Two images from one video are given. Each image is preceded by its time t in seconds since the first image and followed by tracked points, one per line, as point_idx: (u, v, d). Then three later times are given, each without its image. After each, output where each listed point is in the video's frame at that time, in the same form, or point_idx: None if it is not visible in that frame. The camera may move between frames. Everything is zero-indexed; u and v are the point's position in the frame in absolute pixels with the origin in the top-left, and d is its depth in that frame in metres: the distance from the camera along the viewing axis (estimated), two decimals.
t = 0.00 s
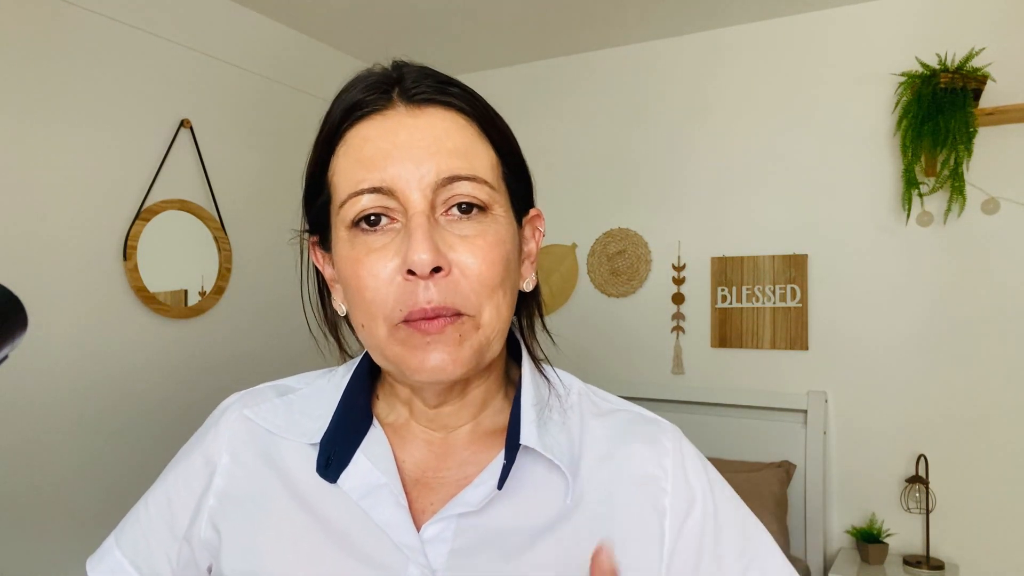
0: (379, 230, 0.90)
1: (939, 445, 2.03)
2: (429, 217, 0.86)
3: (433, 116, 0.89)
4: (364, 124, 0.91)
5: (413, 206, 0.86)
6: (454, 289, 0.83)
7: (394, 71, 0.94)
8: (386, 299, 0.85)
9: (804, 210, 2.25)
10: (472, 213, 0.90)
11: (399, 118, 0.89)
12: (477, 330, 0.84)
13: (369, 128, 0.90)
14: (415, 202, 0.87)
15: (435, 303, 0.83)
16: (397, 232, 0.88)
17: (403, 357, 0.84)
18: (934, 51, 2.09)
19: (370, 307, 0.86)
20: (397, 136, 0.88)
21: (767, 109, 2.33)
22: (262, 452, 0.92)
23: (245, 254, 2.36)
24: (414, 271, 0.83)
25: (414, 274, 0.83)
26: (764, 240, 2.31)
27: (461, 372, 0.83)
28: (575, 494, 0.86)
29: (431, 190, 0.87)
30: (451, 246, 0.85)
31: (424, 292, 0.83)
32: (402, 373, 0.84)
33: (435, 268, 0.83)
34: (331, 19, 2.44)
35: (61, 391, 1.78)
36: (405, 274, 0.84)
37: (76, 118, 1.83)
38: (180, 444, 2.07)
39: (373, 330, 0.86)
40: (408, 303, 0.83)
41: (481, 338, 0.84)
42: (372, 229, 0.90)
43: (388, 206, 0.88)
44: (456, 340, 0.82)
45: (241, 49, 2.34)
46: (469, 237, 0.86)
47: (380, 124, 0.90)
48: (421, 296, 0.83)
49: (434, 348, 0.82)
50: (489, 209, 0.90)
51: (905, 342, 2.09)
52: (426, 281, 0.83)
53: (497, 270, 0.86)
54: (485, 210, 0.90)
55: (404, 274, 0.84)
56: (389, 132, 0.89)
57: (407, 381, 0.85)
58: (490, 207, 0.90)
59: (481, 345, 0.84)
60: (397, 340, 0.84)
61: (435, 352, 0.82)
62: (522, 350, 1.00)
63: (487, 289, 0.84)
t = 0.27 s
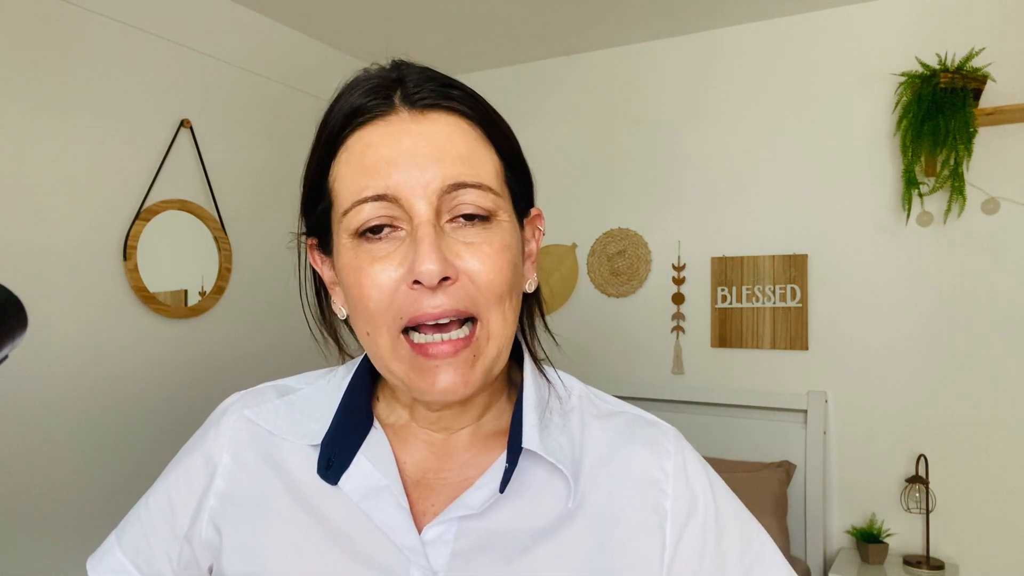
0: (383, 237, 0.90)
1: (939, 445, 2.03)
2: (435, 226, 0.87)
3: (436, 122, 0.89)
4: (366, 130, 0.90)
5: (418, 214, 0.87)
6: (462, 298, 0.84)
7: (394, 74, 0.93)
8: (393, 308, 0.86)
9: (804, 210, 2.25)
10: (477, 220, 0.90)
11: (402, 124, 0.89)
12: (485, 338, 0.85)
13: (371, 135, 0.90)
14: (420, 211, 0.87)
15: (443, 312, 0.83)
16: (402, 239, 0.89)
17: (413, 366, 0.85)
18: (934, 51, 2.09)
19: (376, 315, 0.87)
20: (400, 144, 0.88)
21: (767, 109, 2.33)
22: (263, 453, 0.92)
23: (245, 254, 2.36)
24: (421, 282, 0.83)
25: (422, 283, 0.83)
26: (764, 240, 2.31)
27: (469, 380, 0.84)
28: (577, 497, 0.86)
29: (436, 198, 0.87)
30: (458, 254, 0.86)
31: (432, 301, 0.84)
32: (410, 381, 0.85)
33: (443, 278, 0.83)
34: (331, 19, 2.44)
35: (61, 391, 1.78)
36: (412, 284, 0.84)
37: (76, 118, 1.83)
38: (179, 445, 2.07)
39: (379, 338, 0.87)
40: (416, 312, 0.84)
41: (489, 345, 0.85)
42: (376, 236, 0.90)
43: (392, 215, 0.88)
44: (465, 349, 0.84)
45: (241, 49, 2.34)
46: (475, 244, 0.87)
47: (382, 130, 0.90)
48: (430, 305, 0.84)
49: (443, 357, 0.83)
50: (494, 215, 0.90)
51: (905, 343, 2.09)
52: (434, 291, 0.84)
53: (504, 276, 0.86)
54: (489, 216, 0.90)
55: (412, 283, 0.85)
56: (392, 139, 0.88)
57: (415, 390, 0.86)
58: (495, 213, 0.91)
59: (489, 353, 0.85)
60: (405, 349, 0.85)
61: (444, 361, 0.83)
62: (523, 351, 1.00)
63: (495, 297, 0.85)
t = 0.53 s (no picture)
0: (384, 230, 0.90)
1: (939, 445, 2.03)
2: (436, 218, 0.86)
3: (438, 116, 0.89)
4: (367, 124, 0.91)
5: (419, 206, 0.86)
6: (463, 289, 0.83)
7: (396, 69, 0.94)
8: (393, 301, 0.85)
9: (804, 210, 2.25)
10: (478, 214, 0.90)
11: (404, 118, 0.89)
12: (486, 329, 0.84)
13: (373, 128, 0.90)
14: (421, 203, 0.87)
15: (443, 303, 0.83)
16: (403, 232, 0.88)
17: (412, 358, 0.84)
18: (934, 51, 2.09)
19: (375, 308, 0.86)
20: (402, 137, 0.88)
21: (766, 109, 2.33)
22: (260, 454, 0.92)
23: (245, 254, 2.36)
24: (422, 273, 0.83)
25: (422, 274, 0.83)
26: (764, 240, 2.31)
27: (470, 372, 0.83)
28: (576, 498, 0.86)
29: (438, 191, 0.87)
30: (459, 247, 0.85)
31: (432, 293, 0.83)
32: (410, 374, 0.85)
33: (444, 269, 0.83)
34: (331, 19, 2.44)
35: (62, 391, 1.78)
36: (413, 275, 0.84)
37: (76, 118, 1.83)
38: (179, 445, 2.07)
39: (379, 331, 0.86)
40: (415, 304, 0.84)
41: (489, 338, 0.84)
42: (377, 230, 0.90)
43: (393, 208, 0.88)
44: (466, 341, 0.83)
45: (241, 49, 2.34)
46: (476, 237, 0.86)
47: (383, 124, 0.90)
48: (430, 296, 0.83)
49: (443, 348, 0.83)
50: (495, 209, 0.90)
51: (905, 343, 2.09)
52: (434, 282, 0.83)
53: (505, 269, 0.86)
54: (490, 210, 0.90)
55: (412, 275, 0.84)
56: (393, 132, 0.88)
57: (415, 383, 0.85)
58: (495, 207, 0.90)
59: (490, 345, 0.84)
60: (405, 341, 0.85)
61: (444, 353, 0.83)
62: (522, 350, 1.00)
63: (496, 289, 0.85)
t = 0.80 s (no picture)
0: (382, 221, 0.90)
1: (939, 445, 2.03)
2: (432, 208, 0.86)
3: (436, 109, 0.90)
4: (367, 117, 0.91)
5: (416, 196, 0.86)
6: (458, 278, 0.83)
7: (397, 66, 0.94)
8: (389, 290, 0.85)
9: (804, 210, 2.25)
10: (475, 205, 0.90)
11: (403, 111, 0.90)
12: (481, 318, 0.84)
13: (372, 121, 0.90)
14: (418, 193, 0.87)
15: (438, 291, 0.83)
16: (400, 223, 0.88)
17: (407, 346, 0.84)
18: (934, 51, 2.09)
19: (372, 298, 0.86)
20: (400, 128, 0.88)
21: (766, 109, 2.33)
22: (260, 454, 0.92)
23: (245, 254, 2.36)
24: (417, 261, 0.83)
25: (417, 262, 0.83)
26: (764, 240, 2.31)
27: (465, 360, 0.83)
28: (577, 498, 0.86)
29: (435, 181, 0.87)
30: (455, 236, 0.85)
31: (428, 281, 0.83)
32: (405, 363, 0.84)
33: (439, 256, 0.83)
34: (331, 19, 2.44)
35: (61, 391, 1.78)
36: (409, 263, 0.84)
37: (75, 118, 1.83)
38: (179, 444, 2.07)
39: (376, 321, 0.86)
40: (411, 292, 0.83)
41: (485, 326, 0.84)
42: (375, 221, 0.90)
43: (390, 198, 0.88)
44: (461, 329, 0.82)
45: (241, 49, 2.34)
46: (472, 227, 0.86)
47: (383, 116, 0.90)
48: (425, 284, 0.83)
49: (437, 336, 0.82)
50: (492, 201, 0.90)
51: (906, 343, 2.09)
52: (429, 270, 0.83)
53: (501, 260, 0.86)
54: (487, 202, 0.90)
55: (408, 263, 0.84)
56: (392, 124, 0.89)
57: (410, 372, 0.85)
58: (493, 199, 0.90)
59: (485, 334, 0.84)
60: (400, 330, 0.84)
61: (439, 340, 0.82)
62: (523, 351, 1.00)
63: (492, 279, 0.84)
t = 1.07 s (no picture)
0: (377, 211, 0.90)
1: (939, 445, 2.03)
2: (427, 195, 0.86)
3: (435, 103, 0.90)
4: (366, 111, 0.92)
5: (411, 184, 0.87)
6: (450, 263, 0.83)
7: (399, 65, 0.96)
8: (382, 275, 0.84)
9: (804, 210, 2.25)
10: (471, 196, 0.89)
11: (402, 104, 0.90)
12: (473, 304, 0.83)
13: (371, 113, 0.91)
14: (413, 181, 0.87)
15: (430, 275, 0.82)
16: (395, 211, 0.88)
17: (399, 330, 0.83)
18: (934, 51, 2.09)
19: (366, 284, 0.86)
20: (398, 120, 0.89)
21: (766, 110, 2.33)
22: (261, 453, 0.92)
23: (245, 254, 2.36)
24: (410, 245, 0.83)
25: (410, 246, 0.83)
26: (764, 240, 2.31)
27: (456, 345, 0.82)
28: (576, 498, 0.86)
29: (430, 170, 0.87)
30: (449, 223, 0.85)
31: (420, 265, 0.83)
32: (397, 348, 0.84)
33: (431, 240, 0.82)
34: (331, 19, 2.44)
35: (61, 391, 1.78)
36: (401, 248, 0.84)
37: (75, 118, 1.83)
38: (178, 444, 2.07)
39: (370, 308, 0.86)
40: (403, 276, 0.83)
41: (477, 312, 0.83)
42: (371, 210, 0.90)
43: (386, 187, 0.88)
44: (452, 313, 0.82)
45: (241, 49, 2.34)
46: (466, 216, 0.86)
47: (382, 109, 0.91)
48: (417, 268, 0.83)
49: (428, 319, 0.82)
50: (488, 192, 0.90)
51: (906, 343, 2.09)
52: (422, 254, 0.83)
53: (495, 248, 0.85)
54: (483, 193, 0.90)
55: (400, 248, 0.84)
56: (390, 116, 0.90)
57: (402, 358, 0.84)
58: (489, 191, 0.90)
59: (477, 320, 0.83)
60: (392, 315, 0.84)
61: (429, 323, 0.82)
62: (524, 351, 1.00)
63: (485, 266, 0.84)
